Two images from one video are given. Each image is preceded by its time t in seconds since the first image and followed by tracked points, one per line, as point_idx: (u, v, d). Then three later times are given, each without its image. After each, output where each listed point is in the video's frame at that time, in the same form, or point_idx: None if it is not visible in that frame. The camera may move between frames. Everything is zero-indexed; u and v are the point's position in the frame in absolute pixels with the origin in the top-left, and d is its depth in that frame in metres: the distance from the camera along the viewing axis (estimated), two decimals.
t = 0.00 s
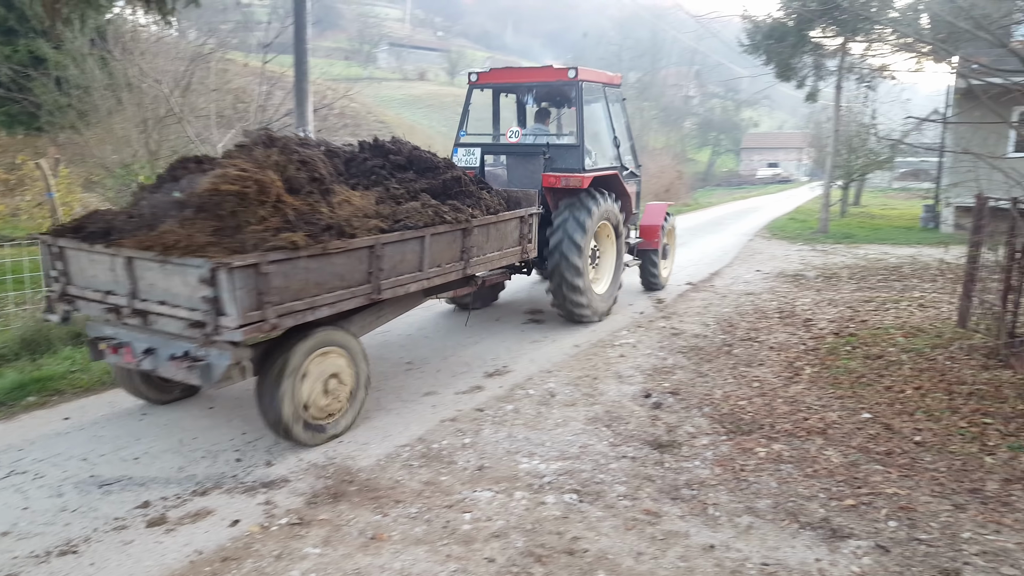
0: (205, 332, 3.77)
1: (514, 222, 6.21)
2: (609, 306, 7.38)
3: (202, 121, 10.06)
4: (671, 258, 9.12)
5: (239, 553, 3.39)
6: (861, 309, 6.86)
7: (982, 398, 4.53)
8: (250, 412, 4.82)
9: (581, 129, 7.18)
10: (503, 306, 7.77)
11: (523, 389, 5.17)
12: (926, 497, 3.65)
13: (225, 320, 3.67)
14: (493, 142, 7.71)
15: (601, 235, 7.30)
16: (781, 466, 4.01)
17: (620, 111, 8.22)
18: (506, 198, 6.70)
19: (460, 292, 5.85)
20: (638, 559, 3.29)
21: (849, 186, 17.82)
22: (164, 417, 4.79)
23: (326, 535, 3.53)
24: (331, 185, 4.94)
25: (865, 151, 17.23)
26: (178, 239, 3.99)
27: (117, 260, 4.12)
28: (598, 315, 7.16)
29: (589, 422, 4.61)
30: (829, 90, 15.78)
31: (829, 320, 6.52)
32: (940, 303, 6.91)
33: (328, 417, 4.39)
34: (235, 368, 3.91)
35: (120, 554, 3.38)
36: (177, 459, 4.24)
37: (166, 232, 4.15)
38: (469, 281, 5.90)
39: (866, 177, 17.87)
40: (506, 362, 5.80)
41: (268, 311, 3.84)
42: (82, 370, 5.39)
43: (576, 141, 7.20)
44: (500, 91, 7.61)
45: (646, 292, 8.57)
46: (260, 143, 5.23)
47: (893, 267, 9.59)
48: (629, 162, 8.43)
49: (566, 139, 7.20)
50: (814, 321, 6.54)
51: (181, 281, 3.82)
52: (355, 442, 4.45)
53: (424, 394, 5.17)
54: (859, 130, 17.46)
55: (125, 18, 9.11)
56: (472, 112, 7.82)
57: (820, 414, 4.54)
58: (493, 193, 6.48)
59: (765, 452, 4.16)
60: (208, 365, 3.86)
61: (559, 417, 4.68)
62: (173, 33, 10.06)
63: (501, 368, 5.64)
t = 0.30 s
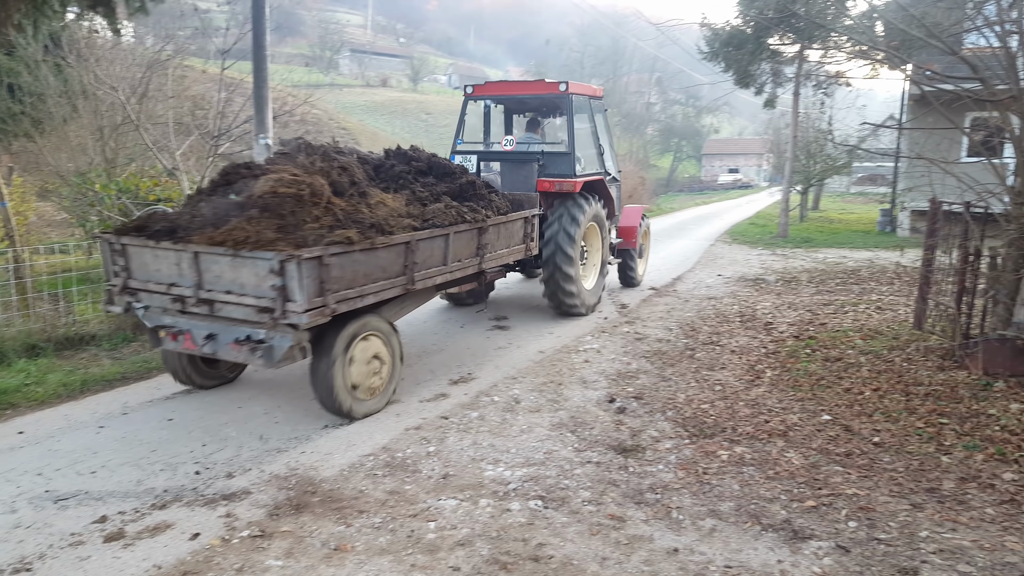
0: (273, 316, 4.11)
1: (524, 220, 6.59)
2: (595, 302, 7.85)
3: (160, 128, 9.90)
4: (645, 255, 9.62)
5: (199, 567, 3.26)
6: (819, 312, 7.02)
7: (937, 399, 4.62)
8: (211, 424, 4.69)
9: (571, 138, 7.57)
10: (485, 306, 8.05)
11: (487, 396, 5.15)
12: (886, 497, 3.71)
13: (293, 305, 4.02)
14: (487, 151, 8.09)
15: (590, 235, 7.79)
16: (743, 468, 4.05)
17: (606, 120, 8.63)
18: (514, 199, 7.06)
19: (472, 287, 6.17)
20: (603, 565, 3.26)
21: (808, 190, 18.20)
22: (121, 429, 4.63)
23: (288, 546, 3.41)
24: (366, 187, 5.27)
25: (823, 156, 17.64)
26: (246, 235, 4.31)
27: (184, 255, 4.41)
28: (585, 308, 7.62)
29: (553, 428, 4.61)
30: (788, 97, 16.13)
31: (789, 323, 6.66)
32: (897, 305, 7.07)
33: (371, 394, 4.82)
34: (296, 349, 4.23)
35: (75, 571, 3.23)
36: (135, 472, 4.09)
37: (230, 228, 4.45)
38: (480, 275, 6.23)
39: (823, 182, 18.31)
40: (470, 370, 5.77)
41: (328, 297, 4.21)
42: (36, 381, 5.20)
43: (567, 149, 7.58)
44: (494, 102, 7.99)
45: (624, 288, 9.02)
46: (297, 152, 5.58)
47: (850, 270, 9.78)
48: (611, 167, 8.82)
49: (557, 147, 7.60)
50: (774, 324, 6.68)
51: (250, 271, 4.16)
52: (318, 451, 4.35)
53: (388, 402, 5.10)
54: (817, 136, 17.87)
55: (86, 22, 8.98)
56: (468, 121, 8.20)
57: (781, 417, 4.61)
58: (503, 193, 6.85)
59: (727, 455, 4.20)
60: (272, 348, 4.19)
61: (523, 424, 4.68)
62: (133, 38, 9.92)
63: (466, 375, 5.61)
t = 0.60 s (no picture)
0: (327, 301, 4.53)
1: (533, 218, 7.05)
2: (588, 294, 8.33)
3: (130, 131, 9.77)
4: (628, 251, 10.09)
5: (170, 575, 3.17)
6: (792, 313, 7.13)
7: (907, 399, 4.69)
8: (183, 430, 4.63)
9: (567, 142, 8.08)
10: (488, 298, 8.59)
11: (462, 400, 5.15)
12: (857, 497, 3.75)
13: (346, 291, 4.45)
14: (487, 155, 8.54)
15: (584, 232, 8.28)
16: (716, 469, 4.07)
17: (596, 127, 9.16)
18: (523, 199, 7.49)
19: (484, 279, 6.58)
20: (577, 567, 3.24)
21: (781, 192, 18.45)
22: (91, 437, 4.54)
23: (261, 553, 3.34)
24: (397, 190, 5.71)
25: (795, 159, 17.88)
26: (301, 230, 4.73)
27: (240, 248, 4.79)
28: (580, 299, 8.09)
29: (528, 431, 4.62)
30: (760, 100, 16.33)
31: (760, 325, 6.73)
32: (868, 306, 7.22)
33: (407, 372, 5.30)
34: (345, 330, 4.66)
35: None
36: (105, 480, 4.00)
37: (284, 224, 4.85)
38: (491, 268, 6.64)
39: (795, 184, 18.58)
40: (445, 373, 5.76)
41: (376, 283, 4.67)
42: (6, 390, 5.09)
43: (563, 153, 8.07)
44: (493, 108, 8.48)
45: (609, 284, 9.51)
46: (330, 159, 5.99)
47: (821, 272, 9.91)
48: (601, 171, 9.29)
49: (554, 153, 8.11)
50: (746, 326, 6.76)
51: (305, 261, 4.57)
52: (292, 457, 4.30)
53: (361, 407, 5.06)
54: (788, 139, 18.09)
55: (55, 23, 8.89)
56: (468, 127, 8.67)
57: (754, 418, 4.65)
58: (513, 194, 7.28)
59: (700, 456, 4.22)
60: (324, 331, 4.60)
61: (498, 427, 4.68)
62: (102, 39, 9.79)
63: (440, 379, 5.59)
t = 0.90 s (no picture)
0: (383, 284, 5.13)
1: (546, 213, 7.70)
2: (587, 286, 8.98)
3: (108, 133, 9.70)
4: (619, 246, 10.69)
5: None
6: (772, 311, 7.20)
7: (887, 396, 4.74)
8: (164, 434, 4.61)
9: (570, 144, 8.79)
10: (497, 289, 9.26)
11: (445, 401, 5.15)
12: (837, 494, 3.77)
13: (401, 275, 5.07)
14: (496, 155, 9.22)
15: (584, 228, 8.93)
16: (698, 468, 4.09)
17: (593, 133, 9.89)
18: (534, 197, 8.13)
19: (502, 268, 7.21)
20: (559, 567, 3.22)
21: (760, 191, 18.61)
22: (71, 442, 4.50)
23: (242, 557, 3.30)
24: (435, 186, 6.28)
25: (774, 159, 18.03)
26: (359, 224, 5.31)
27: (300, 239, 5.38)
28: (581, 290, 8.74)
29: (511, 432, 4.63)
30: (739, 100, 16.46)
31: (741, 324, 6.78)
32: (848, 305, 7.26)
33: (445, 349, 5.92)
34: (395, 311, 5.27)
35: None
36: (85, 486, 3.95)
37: (341, 219, 5.43)
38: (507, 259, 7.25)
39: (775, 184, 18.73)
40: (428, 374, 5.76)
41: (425, 269, 5.28)
42: None
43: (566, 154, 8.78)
44: (501, 112, 9.18)
45: (602, 276, 10.20)
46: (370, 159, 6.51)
47: (802, 270, 9.98)
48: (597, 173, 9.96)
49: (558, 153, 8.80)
50: (727, 325, 6.80)
51: (363, 249, 5.16)
52: (275, 460, 4.28)
53: (343, 410, 5.05)
54: (768, 139, 18.23)
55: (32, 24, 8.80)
56: (476, 129, 9.35)
57: (734, 417, 4.68)
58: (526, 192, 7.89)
59: (682, 454, 4.25)
60: (378, 311, 5.21)
61: (481, 428, 4.68)
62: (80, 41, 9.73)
63: (423, 381, 5.59)
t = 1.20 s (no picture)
0: (426, 271, 5.88)
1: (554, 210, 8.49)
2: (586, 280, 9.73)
3: (89, 135, 9.63)
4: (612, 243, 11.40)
5: None
6: (754, 312, 7.26)
7: (867, 395, 4.80)
8: (146, 439, 4.58)
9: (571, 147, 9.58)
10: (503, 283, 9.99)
11: (429, 404, 5.14)
12: (818, 493, 3.81)
13: (442, 263, 5.80)
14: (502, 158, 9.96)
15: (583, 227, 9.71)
16: (680, 468, 4.12)
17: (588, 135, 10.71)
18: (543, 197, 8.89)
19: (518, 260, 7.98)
20: (543, 569, 3.21)
21: (742, 193, 18.83)
22: (49, 448, 4.45)
23: (224, 562, 3.28)
24: (465, 186, 7.07)
25: (756, 161, 18.22)
26: (405, 219, 6.03)
27: (350, 232, 6.11)
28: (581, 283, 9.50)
29: (495, 434, 4.63)
30: (721, 103, 16.61)
31: (724, 325, 6.84)
32: (829, 305, 7.34)
33: (475, 329, 6.56)
34: (434, 296, 6.01)
35: None
36: (63, 493, 3.91)
37: (388, 215, 6.15)
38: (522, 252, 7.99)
39: (757, 186, 18.92)
40: (411, 377, 5.75)
41: (461, 258, 6.04)
42: None
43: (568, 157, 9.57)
44: (507, 118, 9.91)
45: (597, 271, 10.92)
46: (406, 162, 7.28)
47: (783, 272, 10.06)
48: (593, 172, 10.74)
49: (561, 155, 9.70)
50: (710, 326, 6.85)
51: (408, 240, 5.92)
52: (257, 464, 4.26)
53: (327, 413, 5.03)
54: (751, 141, 18.41)
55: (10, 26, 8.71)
56: (483, 134, 10.06)
57: (716, 417, 4.72)
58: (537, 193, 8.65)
59: (665, 455, 4.27)
60: (419, 295, 5.95)
61: (465, 431, 4.69)
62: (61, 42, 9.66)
63: (407, 384, 5.57)
